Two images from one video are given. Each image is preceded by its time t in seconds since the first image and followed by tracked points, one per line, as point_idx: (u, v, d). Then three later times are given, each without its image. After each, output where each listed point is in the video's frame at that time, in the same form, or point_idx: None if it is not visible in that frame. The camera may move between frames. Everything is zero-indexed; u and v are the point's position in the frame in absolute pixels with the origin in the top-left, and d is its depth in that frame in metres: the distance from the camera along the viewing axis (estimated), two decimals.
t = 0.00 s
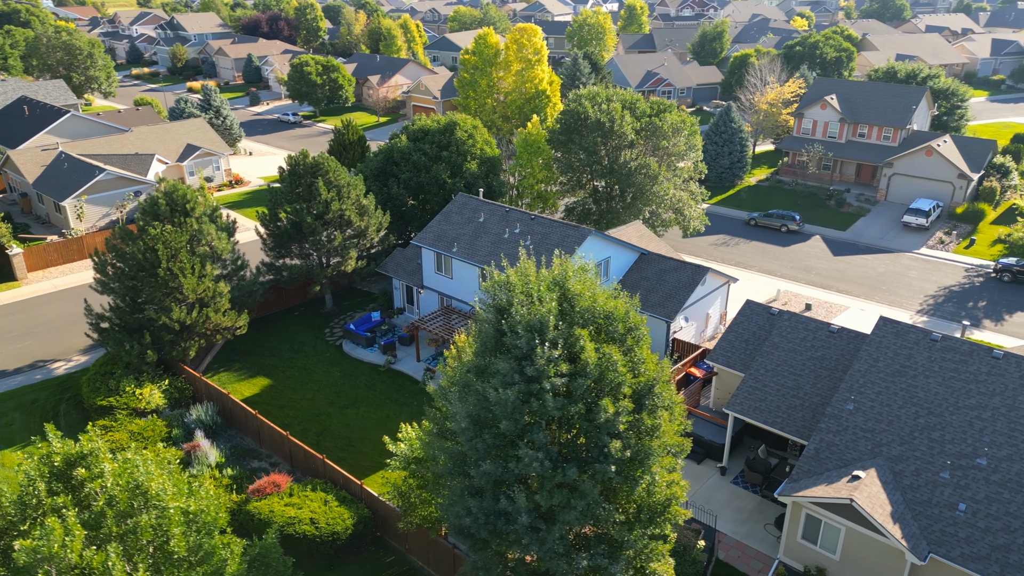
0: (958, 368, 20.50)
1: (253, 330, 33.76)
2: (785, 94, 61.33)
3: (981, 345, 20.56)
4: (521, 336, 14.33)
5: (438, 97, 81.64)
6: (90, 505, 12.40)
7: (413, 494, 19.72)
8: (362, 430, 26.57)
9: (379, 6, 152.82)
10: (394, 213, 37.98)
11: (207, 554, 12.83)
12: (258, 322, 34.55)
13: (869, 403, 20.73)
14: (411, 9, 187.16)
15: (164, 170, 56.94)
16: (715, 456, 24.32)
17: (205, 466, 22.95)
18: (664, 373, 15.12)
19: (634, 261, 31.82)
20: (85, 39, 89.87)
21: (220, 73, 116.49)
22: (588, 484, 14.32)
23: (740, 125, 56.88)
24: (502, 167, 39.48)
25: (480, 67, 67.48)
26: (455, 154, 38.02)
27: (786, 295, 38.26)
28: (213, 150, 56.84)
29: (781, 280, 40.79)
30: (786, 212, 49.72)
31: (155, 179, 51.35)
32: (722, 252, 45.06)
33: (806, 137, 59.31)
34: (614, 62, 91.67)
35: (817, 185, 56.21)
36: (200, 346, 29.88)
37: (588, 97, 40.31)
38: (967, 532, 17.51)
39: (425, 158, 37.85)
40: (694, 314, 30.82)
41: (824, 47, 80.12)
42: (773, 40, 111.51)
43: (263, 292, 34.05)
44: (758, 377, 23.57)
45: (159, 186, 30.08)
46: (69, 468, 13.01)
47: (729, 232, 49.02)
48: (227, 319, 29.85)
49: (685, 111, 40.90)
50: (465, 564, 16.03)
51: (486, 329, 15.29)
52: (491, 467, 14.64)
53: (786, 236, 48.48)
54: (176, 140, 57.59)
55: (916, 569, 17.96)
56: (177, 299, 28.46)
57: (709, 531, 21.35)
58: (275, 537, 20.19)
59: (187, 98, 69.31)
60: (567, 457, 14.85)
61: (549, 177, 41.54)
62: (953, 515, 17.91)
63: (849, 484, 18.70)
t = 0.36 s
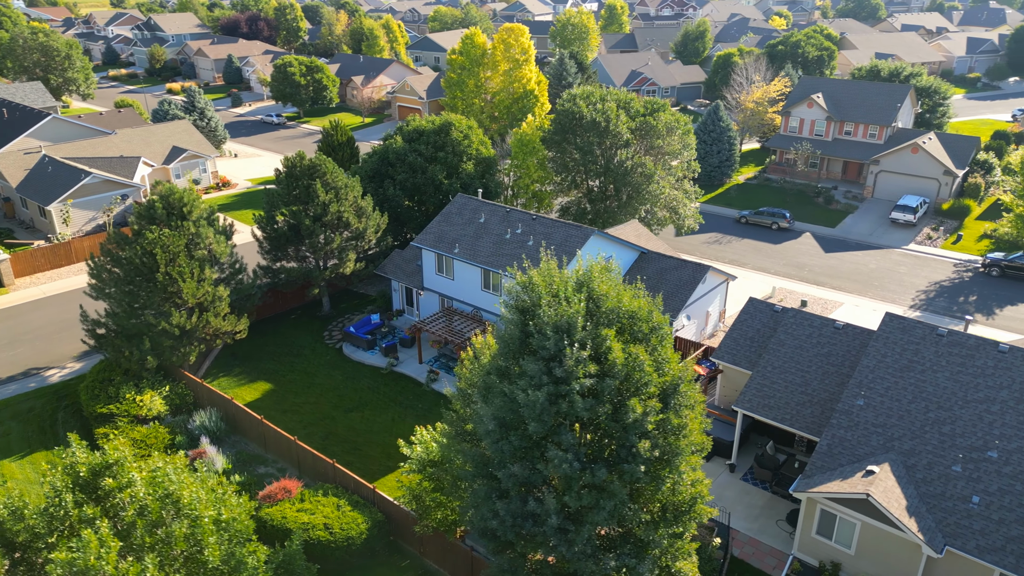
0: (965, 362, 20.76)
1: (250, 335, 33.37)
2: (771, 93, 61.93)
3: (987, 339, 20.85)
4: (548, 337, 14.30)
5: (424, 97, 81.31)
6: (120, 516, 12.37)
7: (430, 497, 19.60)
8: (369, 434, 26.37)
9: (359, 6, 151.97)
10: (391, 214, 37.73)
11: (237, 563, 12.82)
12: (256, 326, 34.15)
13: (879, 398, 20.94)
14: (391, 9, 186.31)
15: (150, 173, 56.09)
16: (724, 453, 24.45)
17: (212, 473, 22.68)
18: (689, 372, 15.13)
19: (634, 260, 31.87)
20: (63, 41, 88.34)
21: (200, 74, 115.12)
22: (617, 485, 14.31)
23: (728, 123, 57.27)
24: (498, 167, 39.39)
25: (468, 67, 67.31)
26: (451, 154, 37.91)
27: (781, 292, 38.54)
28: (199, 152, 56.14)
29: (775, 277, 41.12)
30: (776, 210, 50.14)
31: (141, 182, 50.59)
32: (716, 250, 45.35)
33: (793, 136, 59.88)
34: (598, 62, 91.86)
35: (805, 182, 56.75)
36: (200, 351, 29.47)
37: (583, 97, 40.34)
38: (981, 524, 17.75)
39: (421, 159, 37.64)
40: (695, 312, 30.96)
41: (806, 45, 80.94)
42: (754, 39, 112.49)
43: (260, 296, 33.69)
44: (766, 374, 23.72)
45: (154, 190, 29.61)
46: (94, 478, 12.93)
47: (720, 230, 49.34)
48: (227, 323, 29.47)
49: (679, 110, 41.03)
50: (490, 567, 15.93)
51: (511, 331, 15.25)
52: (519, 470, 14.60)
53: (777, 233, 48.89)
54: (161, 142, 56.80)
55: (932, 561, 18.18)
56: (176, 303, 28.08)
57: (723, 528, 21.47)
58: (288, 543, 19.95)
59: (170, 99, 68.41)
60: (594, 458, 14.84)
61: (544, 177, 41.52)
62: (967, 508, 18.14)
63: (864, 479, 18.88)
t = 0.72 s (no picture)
0: (971, 358, 21.00)
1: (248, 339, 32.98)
2: (758, 92, 62.39)
3: (993, 334, 21.10)
4: (575, 338, 14.30)
5: (411, 97, 80.98)
6: (147, 524, 12.55)
7: (445, 500, 19.48)
8: (375, 437, 26.19)
9: (341, 6, 151.14)
10: (387, 215, 37.50)
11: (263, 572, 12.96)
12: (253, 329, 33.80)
13: (887, 394, 21.14)
14: (373, 10, 185.56)
15: (136, 175, 55.25)
16: (732, 451, 24.61)
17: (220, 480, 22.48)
18: (712, 371, 15.13)
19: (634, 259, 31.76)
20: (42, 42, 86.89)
21: (181, 75, 113.80)
22: (644, 485, 14.30)
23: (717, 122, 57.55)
24: (494, 168, 39.32)
25: (456, 67, 67.16)
26: (447, 155, 37.81)
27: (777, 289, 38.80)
28: (187, 154, 55.49)
29: (769, 275, 41.43)
30: (767, 208, 50.52)
31: (129, 184, 49.90)
32: (709, 248, 45.61)
33: (781, 134, 60.38)
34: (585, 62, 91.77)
35: (794, 180, 57.23)
36: (200, 356, 29.09)
37: (578, 96, 40.38)
38: (994, 517, 17.96)
39: (417, 159, 37.47)
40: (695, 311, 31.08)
41: (790, 45, 81.63)
42: (737, 39, 113.39)
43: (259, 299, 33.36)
44: (773, 372, 23.84)
45: (150, 192, 29.13)
46: (119, 488, 13.11)
47: (713, 228, 49.64)
48: (227, 327, 29.09)
49: (673, 110, 41.16)
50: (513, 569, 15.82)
51: (533, 333, 15.20)
52: (544, 471, 14.56)
53: (769, 231, 49.26)
54: (148, 144, 56.04)
55: (945, 554, 18.37)
56: (176, 308, 27.66)
57: (735, 525, 21.57)
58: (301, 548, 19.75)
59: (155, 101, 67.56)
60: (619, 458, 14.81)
61: (540, 177, 41.48)
62: (979, 502, 18.35)
63: (877, 474, 19.05)
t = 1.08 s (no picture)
0: (977, 352, 21.27)
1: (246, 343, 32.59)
2: (744, 92, 62.88)
3: (998, 329, 21.39)
4: (603, 338, 14.29)
5: (397, 98, 80.59)
6: (180, 535, 12.33)
7: (462, 503, 19.35)
8: (382, 441, 25.99)
9: (321, 7, 150.07)
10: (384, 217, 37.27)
11: None
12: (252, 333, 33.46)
13: (897, 390, 21.37)
14: (352, 10, 184.47)
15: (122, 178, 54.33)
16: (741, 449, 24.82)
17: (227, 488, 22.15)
18: (737, 370, 15.16)
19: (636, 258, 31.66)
20: (18, 43, 85.27)
21: (160, 76, 112.30)
22: (673, 485, 14.31)
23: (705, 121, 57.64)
24: (489, 168, 39.22)
25: (444, 67, 66.93)
26: (443, 156, 37.65)
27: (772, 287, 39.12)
28: (174, 157, 54.77)
29: (764, 272, 41.74)
30: (758, 206, 50.91)
31: (116, 188, 49.10)
32: (703, 247, 45.88)
33: (768, 133, 60.91)
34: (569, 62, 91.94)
35: (782, 178, 57.77)
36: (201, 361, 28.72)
37: (573, 97, 40.42)
38: (1008, 510, 18.20)
39: (413, 160, 37.29)
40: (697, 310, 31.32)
41: (773, 44, 82.34)
42: (718, 38, 114.15)
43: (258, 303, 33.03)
44: (780, 369, 24.03)
45: (146, 196, 28.68)
46: (147, 498, 12.83)
47: (704, 227, 49.93)
48: (228, 332, 28.72)
49: (667, 109, 41.34)
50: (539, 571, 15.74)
51: (559, 334, 15.16)
52: (573, 473, 14.50)
53: (760, 229, 49.65)
54: (133, 147, 55.19)
55: (960, 547, 18.58)
56: (176, 313, 27.24)
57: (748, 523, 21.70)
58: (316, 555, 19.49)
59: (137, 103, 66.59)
60: (648, 459, 14.81)
61: (535, 177, 41.46)
62: (991, 494, 18.59)
63: (891, 469, 19.23)
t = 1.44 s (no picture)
0: (983, 347, 21.51)
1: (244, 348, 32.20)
2: (731, 91, 63.29)
3: (1002, 324, 21.65)
4: (632, 339, 14.31)
5: (382, 98, 80.08)
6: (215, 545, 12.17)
7: (479, 506, 19.27)
8: (390, 445, 25.81)
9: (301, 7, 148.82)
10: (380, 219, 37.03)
11: None
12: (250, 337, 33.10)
13: (905, 385, 21.62)
14: (331, 10, 183.11)
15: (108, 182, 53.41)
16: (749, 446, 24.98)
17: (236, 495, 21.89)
18: (761, 368, 15.22)
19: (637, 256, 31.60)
20: None
21: (138, 78, 110.68)
22: (702, 484, 14.36)
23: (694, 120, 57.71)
24: (485, 168, 39.10)
25: (431, 68, 66.62)
26: (439, 156, 37.50)
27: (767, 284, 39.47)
28: (160, 160, 54.01)
29: (758, 270, 42.08)
30: (748, 204, 51.27)
31: (102, 192, 48.29)
32: (696, 245, 46.13)
33: (756, 132, 61.39)
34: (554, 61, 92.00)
35: (771, 177, 58.28)
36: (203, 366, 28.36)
37: (567, 97, 40.43)
38: (1020, 502, 18.44)
39: (409, 162, 37.11)
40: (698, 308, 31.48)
41: (756, 44, 82.96)
42: (700, 38, 114.83)
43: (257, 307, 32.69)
44: (787, 366, 24.23)
45: (143, 199, 28.22)
46: (179, 508, 12.61)
47: (696, 225, 50.20)
48: (230, 337, 28.37)
49: (660, 109, 41.48)
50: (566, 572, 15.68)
51: (585, 336, 15.17)
52: (602, 475, 14.51)
53: (751, 227, 50.00)
54: (117, 150, 54.32)
55: (974, 539, 18.81)
56: (176, 319, 26.87)
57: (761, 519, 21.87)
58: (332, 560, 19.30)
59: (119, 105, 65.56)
60: (675, 459, 14.84)
61: (531, 177, 41.40)
62: (1003, 487, 18.82)
63: (904, 464, 19.44)
